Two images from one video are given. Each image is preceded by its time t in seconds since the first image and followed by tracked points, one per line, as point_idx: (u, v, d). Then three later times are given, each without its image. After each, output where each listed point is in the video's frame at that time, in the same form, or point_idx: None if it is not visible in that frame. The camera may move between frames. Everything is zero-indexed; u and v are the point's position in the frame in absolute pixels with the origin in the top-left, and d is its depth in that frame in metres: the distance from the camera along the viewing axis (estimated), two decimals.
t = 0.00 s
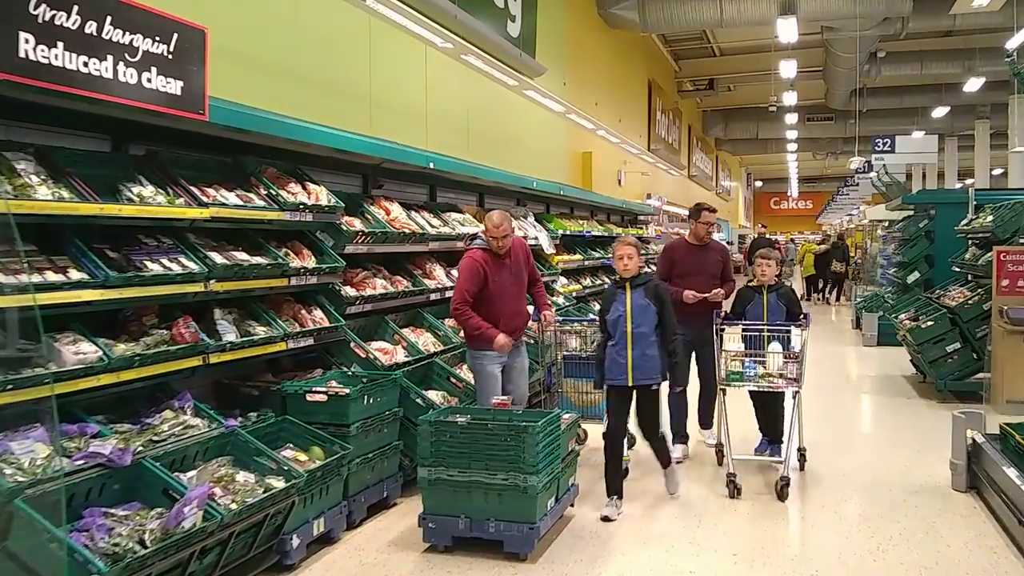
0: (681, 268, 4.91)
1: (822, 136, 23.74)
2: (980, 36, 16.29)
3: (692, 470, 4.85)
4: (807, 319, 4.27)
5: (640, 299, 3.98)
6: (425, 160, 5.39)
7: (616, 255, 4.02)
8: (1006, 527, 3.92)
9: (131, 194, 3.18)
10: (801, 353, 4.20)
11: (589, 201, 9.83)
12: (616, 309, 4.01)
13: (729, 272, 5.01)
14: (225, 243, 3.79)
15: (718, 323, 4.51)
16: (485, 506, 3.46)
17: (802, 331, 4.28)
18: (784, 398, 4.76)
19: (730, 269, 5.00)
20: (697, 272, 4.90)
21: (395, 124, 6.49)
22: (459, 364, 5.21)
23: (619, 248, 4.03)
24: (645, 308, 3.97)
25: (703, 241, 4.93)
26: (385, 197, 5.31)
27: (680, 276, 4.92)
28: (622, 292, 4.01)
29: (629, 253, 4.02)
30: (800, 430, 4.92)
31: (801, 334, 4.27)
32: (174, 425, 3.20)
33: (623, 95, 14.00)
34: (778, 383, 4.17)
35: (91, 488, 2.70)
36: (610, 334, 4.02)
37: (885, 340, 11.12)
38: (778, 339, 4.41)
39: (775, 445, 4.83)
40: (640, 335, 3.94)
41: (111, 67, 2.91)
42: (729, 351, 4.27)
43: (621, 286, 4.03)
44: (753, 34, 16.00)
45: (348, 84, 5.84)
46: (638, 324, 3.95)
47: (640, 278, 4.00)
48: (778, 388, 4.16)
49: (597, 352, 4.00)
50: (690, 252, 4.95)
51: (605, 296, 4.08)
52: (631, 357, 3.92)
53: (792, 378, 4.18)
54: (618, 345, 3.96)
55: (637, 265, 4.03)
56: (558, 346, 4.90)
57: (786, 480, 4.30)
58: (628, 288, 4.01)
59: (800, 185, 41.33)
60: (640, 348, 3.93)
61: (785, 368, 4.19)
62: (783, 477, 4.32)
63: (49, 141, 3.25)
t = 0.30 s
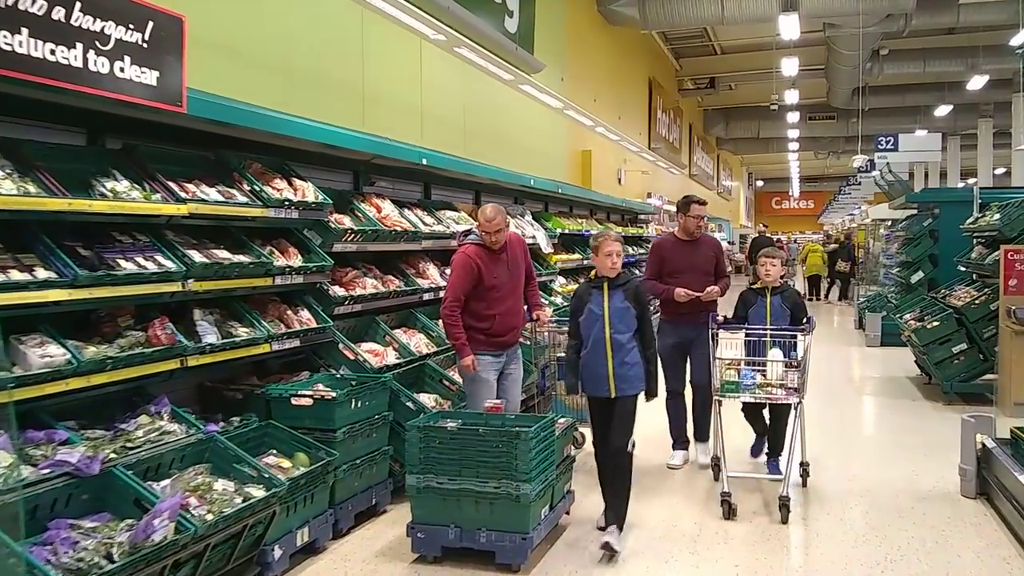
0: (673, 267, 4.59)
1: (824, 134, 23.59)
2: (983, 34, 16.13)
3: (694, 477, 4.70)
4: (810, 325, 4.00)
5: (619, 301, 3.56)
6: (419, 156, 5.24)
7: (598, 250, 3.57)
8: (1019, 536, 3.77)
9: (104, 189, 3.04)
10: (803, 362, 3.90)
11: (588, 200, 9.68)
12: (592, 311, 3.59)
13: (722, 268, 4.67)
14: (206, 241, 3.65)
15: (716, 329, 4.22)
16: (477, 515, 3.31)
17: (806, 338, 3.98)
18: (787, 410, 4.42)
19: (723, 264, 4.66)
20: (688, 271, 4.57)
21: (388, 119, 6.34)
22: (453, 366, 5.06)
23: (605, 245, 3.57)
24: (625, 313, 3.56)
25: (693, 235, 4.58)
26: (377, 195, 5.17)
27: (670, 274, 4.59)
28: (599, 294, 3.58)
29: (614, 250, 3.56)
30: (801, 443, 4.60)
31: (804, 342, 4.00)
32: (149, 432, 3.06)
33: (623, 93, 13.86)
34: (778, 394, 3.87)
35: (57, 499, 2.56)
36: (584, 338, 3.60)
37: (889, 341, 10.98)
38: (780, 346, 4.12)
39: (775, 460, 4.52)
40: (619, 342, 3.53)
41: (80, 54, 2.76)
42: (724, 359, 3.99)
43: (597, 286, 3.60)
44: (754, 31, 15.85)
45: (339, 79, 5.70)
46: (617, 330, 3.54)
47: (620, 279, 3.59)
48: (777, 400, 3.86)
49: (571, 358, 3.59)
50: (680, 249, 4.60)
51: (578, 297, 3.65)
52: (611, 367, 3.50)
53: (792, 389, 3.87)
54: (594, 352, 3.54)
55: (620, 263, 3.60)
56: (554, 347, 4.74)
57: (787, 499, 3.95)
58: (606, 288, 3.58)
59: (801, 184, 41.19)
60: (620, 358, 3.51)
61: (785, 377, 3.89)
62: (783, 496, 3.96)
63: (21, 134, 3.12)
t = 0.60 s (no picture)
0: (672, 271, 4.40)
1: (824, 134, 23.45)
2: (984, 33, 15.97)
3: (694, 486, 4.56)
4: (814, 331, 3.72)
5: (594, 313, 3.20)
6: (411, 155, 5.09)
7: (576, 253, 3.21)
8: None
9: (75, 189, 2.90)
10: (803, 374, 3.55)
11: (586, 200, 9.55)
12: (564, 322, 3.25)
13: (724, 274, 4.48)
14: (186, 243, 3.51)
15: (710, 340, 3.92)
16: (466, 529, 3.17)
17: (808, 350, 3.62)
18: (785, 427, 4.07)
19: (725, 270, 4.47)
20: (688, 278, 4.37)
21: (380, 118, 6.20)
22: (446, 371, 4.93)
23: (584, 249, 3.22)
24: (601, 327, 3.20)
25: (693, 240, 4.38)
26: (367, 195, 5.03)
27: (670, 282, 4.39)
28: (574, 303, 3.24)
29: (593, 254, 3.21)
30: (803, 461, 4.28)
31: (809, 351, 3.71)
32: (122, 444, 2.93)
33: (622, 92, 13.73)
34: (774, 408, 3.49)
35: (19, 516, 2.43)
36: (557, 354, 3.27)
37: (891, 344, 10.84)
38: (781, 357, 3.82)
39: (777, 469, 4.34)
40: (591, 358, 3.18)
41: (47, 47, 2.63)
42: (717, 371, 3.58)
43: (572, 295, 3.26)
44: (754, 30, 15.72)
45: (330, 76, 5.57)
46: (590, 345, 3.19)
47: (598, 288, 3.23)
48: (774, 417, 3.48)
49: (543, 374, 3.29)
50: (680, 255, 4.40)
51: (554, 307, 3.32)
52: (581, 387, 3.16)
53: (791, 404, 3.49)
54: (565, 369, 3.21)
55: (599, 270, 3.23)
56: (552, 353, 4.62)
57: (783, 527, 3.59)
58: (581, 297, 3.24)
59: (802, 185, 41.06)
60: (592, 377, 3.16)
61: (783, 392, 3.50)
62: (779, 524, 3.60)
63: None
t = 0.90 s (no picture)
0: (670, 267, 4.15)
1: (824, 133, 23.34)
2: (985, 30, 15.83)
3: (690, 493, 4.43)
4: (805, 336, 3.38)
5: (544, 318, 2.83)
6: (399, 152, 4.96)
7: (525, 253, 2.83)
8: None
9: (39, 185, 2.77)
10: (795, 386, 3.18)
11: (583, 199, 9.42)
12: (512, 327, 2.86)
13: (726, 273, 4.21)
14: (161, 241, 3.39)
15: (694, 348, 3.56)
16: (450, 539, 3.04)
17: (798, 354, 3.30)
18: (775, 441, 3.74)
19: (727, 269, 4.20)
20: (684, 275, 4.12)
21: (370, 115, 6.08)
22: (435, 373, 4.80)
23: (532, 247, 2.83)
24: (553, 335, 2.82)
25: (693, 236, 4.13)
26: (355, 193, 4.90)
27: (664, 277, 4.16)
28: (522, 306, 2.85)
29: (541, 253, 2.82)
30: (796, 479, 4.00)
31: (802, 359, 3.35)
32: (89, 451, 2.81)
33: (620, 91, 13.63)
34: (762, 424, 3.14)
35: None
36: (504, 365, 2.90)
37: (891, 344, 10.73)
38: (770, 366, 3.47)
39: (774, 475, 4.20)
40: (540, 370, 2.81)
41: (5, 35, 2.49)
42: (698, 383, 3.26)
43: (520, 297, 2.87)
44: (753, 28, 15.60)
45: (316, 72, 5.44)
46: (539, 354, 2.81)
47: (549, 291, 2.85)
48: (761, 432, 3.15)
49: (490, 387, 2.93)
50: (678, 250, 4.16)
51: (501, 309, 2.93)
52: (528, 402, 2.81)
53: (782, 418, 3.15)
54: (514, 381, 2.85)
55: (548, 270, 2.84)
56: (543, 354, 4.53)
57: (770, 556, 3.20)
58: (530, 300, 2.85)
59: (801, 184, 41.00)
60: (541, 392, 2.81)
61: (773, 405, 3.17)
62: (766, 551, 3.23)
63: None
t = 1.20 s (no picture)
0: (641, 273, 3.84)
1: (823, 132, 23.22)
2: (985, 29, 15.69)
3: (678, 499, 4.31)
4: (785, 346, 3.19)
5: (447, 332, 2.45)
6: (381, 150, 4.82)
7: (421, 257, 2.44)
8: None
9: None
10: (773, 402, 3.00)
11: (576, 198, 9.30)
12: (410, 344, 2.48)
13: (703, 278, 3.90)
14: (125, 241, 3.27)
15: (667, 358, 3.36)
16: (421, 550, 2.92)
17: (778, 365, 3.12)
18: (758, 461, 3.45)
19: (703, 274, 3.89)
20: (657, 281, 3.81)
21: (355, 112, 5.95)
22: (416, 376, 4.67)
23: (426, 249, 2.45)
24: (455, 352, 2.45)
25: (665, 239, 3.82)
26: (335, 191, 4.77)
27: (636, 286, 3.85)
28: (422, 318, 2.48)
29: (441, 257, 2.44)
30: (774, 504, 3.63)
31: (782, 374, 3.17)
32: (41, 460, 2.71)
33: (616, 89, 13.51)
34: (738, 444, 2.96)
35: None
36: (401, 385, 2.51)
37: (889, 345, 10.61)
38: (747, 378, 3.25)
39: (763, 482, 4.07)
40: (441, 393, 2.43)
41: None
42: (668, 399, 3.06)
43: (421, 307, 2.49)
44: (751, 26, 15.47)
45: (298, 68, 5.31)
46: (440, 375, 2.43)
47: (452, 300, 2.47)
48: (737, 453, 2.96)
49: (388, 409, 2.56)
50: (648, 255, 3.85)
51: (401, 319, 2.55)
52: (428, 429, 2.45)
53: (760, 437, 2.97)
54: (411, 405, 2.47)
55: (451, 276, 2.46)
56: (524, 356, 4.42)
57: None
58: (430, 311, 2.47)
59: (801, 184, 40.89)
60: (441, 417, 2.44)
61: (750, 423, 2.98)
62: None
63: None
